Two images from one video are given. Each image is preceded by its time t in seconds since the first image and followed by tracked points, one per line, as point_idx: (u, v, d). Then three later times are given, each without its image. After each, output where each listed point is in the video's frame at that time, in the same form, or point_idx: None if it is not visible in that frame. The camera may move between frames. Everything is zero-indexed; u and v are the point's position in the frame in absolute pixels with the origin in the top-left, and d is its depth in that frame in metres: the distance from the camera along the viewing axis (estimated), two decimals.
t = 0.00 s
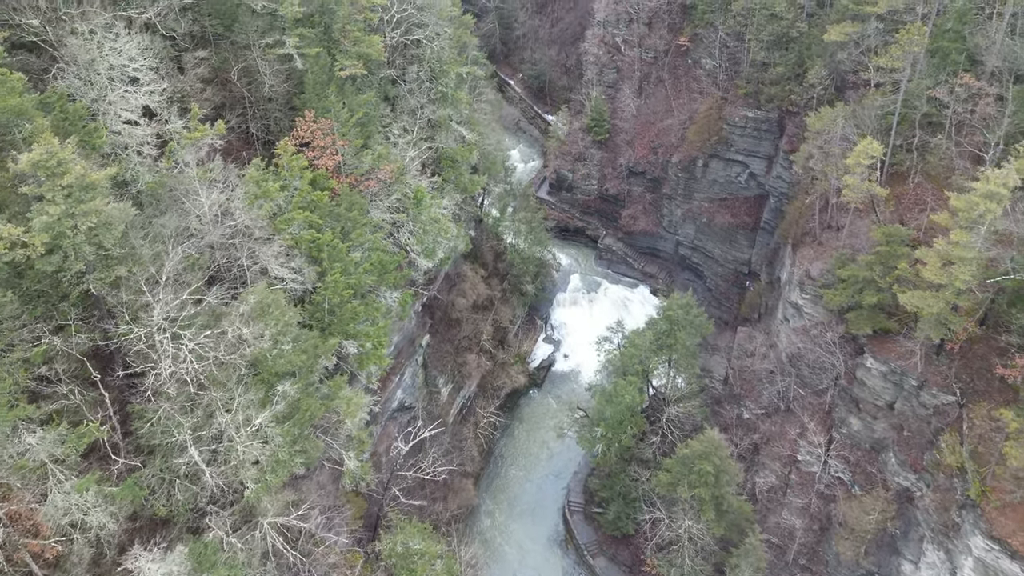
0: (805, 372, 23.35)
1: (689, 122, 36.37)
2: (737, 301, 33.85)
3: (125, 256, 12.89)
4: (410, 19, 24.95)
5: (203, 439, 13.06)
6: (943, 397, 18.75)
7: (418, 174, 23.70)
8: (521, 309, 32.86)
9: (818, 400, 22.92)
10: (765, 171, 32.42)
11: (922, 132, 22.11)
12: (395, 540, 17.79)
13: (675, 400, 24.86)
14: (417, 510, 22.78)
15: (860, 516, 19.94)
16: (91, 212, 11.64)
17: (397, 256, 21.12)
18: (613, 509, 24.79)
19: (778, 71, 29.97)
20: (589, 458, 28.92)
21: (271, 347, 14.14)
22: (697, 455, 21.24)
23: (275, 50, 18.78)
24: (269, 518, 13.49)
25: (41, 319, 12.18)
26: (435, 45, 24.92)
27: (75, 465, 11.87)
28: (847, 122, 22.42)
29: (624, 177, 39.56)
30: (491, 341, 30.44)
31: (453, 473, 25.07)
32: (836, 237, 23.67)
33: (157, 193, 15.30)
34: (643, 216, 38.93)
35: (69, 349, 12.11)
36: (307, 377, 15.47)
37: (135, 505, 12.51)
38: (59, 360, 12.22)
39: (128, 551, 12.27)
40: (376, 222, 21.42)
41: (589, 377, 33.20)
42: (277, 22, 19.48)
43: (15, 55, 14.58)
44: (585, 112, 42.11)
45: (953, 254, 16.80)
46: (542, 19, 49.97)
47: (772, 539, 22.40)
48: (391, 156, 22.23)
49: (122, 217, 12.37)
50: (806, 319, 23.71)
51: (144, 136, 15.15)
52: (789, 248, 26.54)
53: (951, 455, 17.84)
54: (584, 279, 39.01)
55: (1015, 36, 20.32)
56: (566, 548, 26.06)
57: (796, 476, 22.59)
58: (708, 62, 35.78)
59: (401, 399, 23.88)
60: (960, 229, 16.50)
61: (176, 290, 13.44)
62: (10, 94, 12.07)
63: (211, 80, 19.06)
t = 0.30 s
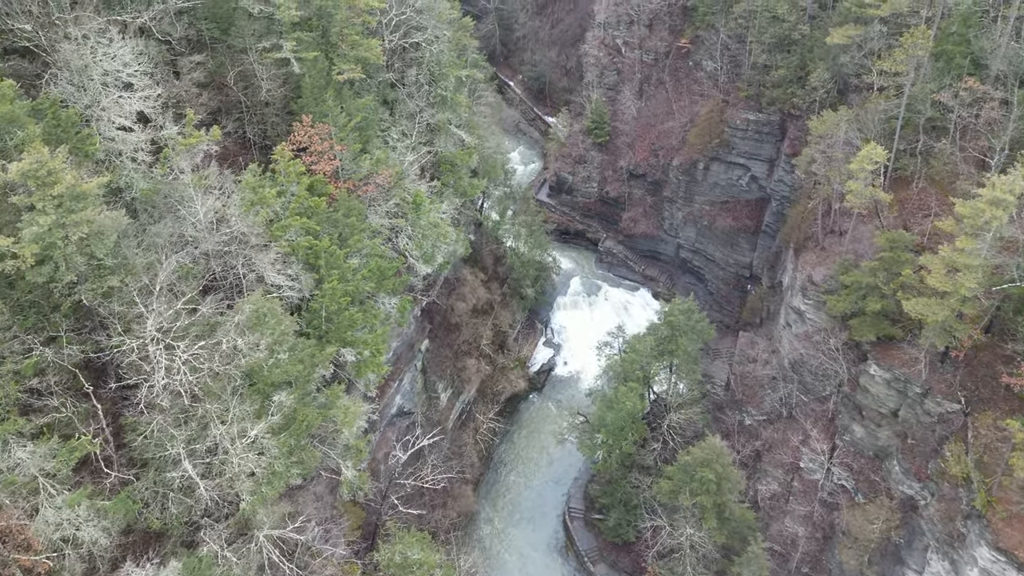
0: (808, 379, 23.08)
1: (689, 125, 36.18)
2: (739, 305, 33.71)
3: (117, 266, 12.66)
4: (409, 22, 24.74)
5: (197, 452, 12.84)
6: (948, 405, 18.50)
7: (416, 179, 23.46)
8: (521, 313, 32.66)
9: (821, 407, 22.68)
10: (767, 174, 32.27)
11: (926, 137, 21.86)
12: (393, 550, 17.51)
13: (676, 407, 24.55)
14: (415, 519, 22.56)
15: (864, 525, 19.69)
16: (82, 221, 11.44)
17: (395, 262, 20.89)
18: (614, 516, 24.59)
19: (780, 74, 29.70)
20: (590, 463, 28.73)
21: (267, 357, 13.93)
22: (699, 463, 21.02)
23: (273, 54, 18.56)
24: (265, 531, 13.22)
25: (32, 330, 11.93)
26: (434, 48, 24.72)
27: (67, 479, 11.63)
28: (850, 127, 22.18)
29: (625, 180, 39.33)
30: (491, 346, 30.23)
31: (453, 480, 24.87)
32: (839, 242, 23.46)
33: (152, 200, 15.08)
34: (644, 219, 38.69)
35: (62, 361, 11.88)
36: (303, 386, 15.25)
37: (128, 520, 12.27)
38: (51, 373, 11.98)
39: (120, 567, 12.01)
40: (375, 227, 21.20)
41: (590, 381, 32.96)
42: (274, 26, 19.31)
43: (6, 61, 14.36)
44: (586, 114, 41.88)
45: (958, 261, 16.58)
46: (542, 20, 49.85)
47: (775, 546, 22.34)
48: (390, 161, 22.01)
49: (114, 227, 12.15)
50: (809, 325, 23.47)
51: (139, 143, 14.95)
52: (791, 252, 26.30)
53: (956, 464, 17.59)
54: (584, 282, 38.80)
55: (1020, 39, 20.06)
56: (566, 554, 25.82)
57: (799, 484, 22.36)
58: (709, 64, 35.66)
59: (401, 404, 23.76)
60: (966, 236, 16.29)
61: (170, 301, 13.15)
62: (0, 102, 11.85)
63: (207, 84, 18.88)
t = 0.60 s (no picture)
0: (811, 386, 22.79)
1: (691, 128, 35.98)
2: (740, 309, 33.54)
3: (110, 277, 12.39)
4: (408, 25, 24.54)
5: (190, 467, 12.59)
6: (953, 414, 18.24)
7: (415, 184, 23.22)
8: (521, 317, 32.42)
9: (825, 415, 22.40)
10: (769, 177, 32.09)
11: (931, 142, 21.61)
12: (391, 562, 17.23)
13: (678, 414, 24.22)
14: (413, 529, 22.26)
15: (868, 535, 19.42)
16: (72, 233, 11.14)
17: (394, 268, 20.61)
18: (615, 523, 24.33)
19: (782, 77, 29.48)
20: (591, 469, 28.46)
21: (263, 368, 13.70)
22: (701, 471, 20.78)
23: (269, 58, 18.27)
24: (259, 546, 12.94)
25: (22, 343, 11.68)
26: (434, 51, 24.49)
27: (57, 495, 11.38)
28: (854, 131, 21.91)
29: (626, 183, 39.03)
30: (491, 351, 29.99)
31: (452, 487, 24.69)
32: (842, 247, 23.22)
33: (146, 209, 14.81)
34: (645, 222, 38.44)
35: (52, 374, 11.62)
36: (300, 398, 15.01)
37: (120, 537, 12.01)
38: (42, 386, 11.75)
39: None
40: (372, 234, 20.95)
41: (591, 386, 32.73)
42: (270, 30, 19.08)
43: None
44: (586, 116, 41.64)
45: (965, 269, 16.34)
46: (543, 22, 49.71)
47: (778, 556, 22.01)
48: (388, 166, 21.78)
49: (106, 238, 11.88)
50: (812, 331, 23.22)
51: (132, 150, 14.70)
52: (794, 257, 26.03)
53: (962, 474, 17.32)
54: (585, 285, 38.55)
55: None
56: (567, 562, 25.55)
57: (802, 492, 22.07)
58: (711, 66, 35.76)
59: (399, 411, 23.63)
60: (973, 244, 16.05)
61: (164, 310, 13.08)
62: None
63: (204, 89, 18.73)
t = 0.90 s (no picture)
0: (815, 394, 22.50)
1: (692, 131, 35.70)
2: (742, 313, 33.29)
3: (100, 289, 12.14)
4: (408, 29, 24.37)
5: (183, 483, 12.32)
6: (959, 424, 17.98)
7: (414, 189, 22.97)
8: (521, 322, 32.15)
9: (828, 423, 22.09)
10: (771, 181, 31.82)
11: (936, 147, 21.33)
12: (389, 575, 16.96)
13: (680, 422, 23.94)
14: (411, 540, 21.97)
15: (872, 546, 19.12)
16: (61, 246, 10.88)
17: (392, 275, 20.33)
18: (616, 531, 23.98)
19: (785, 81, 29.21)
20: (591, 476, 28.17)
21: (258, 380, 13.47)
22: (703, 480, 20.56)
23: (266, 63, 18.04)
24: (254, 563, 12.68)
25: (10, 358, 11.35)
26: (433, 55, 24.26)
27: (47, 514, 11.08)
28: (858, 136, 21.62)
29: (626, 186, 38.74)
30: (490, 356, 29.72)
31: (452, 496, 24.42)
32: (846, 253, 22.94)
33: (140, 218, 14.57)
34: (645, 226, 38.16)
35: (42, 389, 11.32)
36: (296, 410, 14.76)
37: (111, 555, 11.71)
38: (31, 402, 11.44)
39: None
40: (371, 240, 20.69)
41: (592, 392, 32.48)
42: (267, 35, 18.84)
43: None
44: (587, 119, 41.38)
45: (971, 278, 16.08)
46: (543, 23, 49.45)
47: (783, 566, 21.43)
48: (387, 171, 21.52)
49: (96, 250, 11.61)
50: (815, 338, 22.95)
51: (125, 158, 14.46)
52: (797, 262, 25.75)
53: (969, 486, 17.04)
54: (585, 289, 38.30)
55: None
56: (568, 570, 25.24)
57: (805, 502, 21.75)
58: (713, 68, 35.33)
59: (398, 418, 23.41)
60: (980, 253, 15.78)
61: (158, 323, 12.87)
62: None
63: (199, 94, 18.45)
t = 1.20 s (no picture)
0: (818, 403, 22.21)
1: (693, 134, 35.43)
2: (743, 318, 33.06)
3: (90, 304, 11.84)
4: (407, 33, 24.15)
5: (175, 502, 12.00)
6: (965, 434, 17.71)
7: (413, 196, 22.70)
8: (521, 327, 31.86)
9: (832, 432, 21.79)
10: (773, 185, 31.53)
11: (941, 153, 21.06)
12: None
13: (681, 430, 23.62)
14: (409, 552, 21.64)
15: (878, 557, 18.81)
16: (48, 260, 10.58)
17: (390, 283, 20.03)
18: (617, 541, 23.61)
19: (787, 84, 28.95)
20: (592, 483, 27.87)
21: (252, 394, 13.21)
22: (706, 491, 20.27)
23: (262, 69, 17.80)
24: None
25: None
26: (432, 59, 24.01)
27: (34, 536, 10.72)
28: (863, 142, 21.31)
29: (627, 190, 38.45)
30: (489, 363, 29.44)
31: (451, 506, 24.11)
32: (850, 260, 22.66)
33: (132, 228, 14.31)
34: (646, 230, 37.87)
35: (30, 406, 10.96)
36: (291, 423, 14.50)
37: None
38: (18, 420, 11.07)
39: None
40: (368, 248, 20.41)
41: (592, 397, 32.21)
42: (263, 40, 18.59)
43: None
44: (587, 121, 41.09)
45: (979, 288, 15.79)
46: (543, 25, 49.14)
47: None
48: (385, 178, 21.25)
49: (85, 264, 11.31)
50: (818, 346, 22.66)
51: (117, 167, 14.17)
52: (799, 269, 25.46)
53: (976, 498, 16.75)
54: (585, 293, 38.01)
55: None
56: None
57: (809, 511, 21.42)
58: (714, 71, 34.94)
59: (396, 425, 23.20)
60: (988, 262, 15.50)
61: (150, 337, 12.58)
62: None
63: (193, 100, 18.17)
